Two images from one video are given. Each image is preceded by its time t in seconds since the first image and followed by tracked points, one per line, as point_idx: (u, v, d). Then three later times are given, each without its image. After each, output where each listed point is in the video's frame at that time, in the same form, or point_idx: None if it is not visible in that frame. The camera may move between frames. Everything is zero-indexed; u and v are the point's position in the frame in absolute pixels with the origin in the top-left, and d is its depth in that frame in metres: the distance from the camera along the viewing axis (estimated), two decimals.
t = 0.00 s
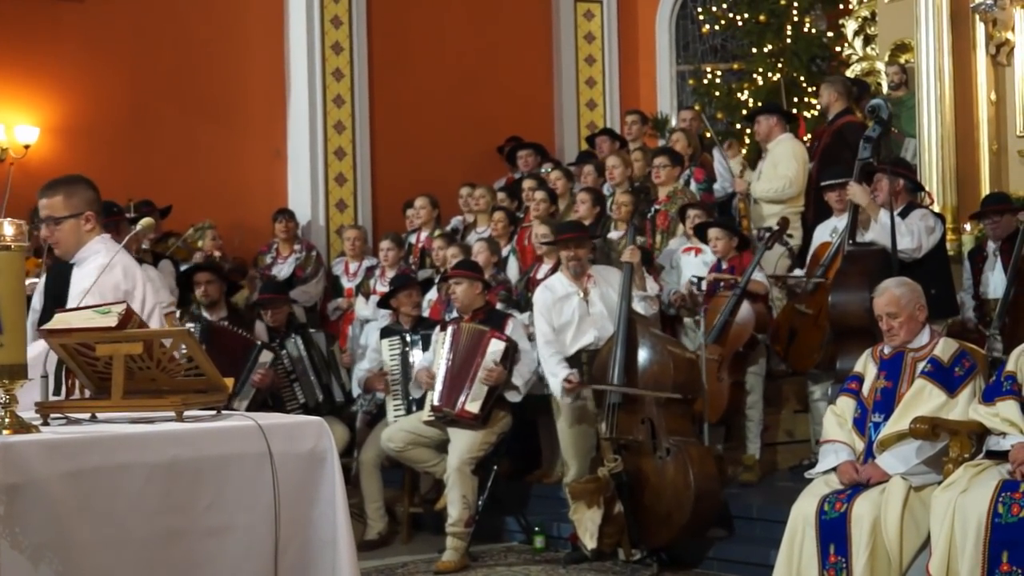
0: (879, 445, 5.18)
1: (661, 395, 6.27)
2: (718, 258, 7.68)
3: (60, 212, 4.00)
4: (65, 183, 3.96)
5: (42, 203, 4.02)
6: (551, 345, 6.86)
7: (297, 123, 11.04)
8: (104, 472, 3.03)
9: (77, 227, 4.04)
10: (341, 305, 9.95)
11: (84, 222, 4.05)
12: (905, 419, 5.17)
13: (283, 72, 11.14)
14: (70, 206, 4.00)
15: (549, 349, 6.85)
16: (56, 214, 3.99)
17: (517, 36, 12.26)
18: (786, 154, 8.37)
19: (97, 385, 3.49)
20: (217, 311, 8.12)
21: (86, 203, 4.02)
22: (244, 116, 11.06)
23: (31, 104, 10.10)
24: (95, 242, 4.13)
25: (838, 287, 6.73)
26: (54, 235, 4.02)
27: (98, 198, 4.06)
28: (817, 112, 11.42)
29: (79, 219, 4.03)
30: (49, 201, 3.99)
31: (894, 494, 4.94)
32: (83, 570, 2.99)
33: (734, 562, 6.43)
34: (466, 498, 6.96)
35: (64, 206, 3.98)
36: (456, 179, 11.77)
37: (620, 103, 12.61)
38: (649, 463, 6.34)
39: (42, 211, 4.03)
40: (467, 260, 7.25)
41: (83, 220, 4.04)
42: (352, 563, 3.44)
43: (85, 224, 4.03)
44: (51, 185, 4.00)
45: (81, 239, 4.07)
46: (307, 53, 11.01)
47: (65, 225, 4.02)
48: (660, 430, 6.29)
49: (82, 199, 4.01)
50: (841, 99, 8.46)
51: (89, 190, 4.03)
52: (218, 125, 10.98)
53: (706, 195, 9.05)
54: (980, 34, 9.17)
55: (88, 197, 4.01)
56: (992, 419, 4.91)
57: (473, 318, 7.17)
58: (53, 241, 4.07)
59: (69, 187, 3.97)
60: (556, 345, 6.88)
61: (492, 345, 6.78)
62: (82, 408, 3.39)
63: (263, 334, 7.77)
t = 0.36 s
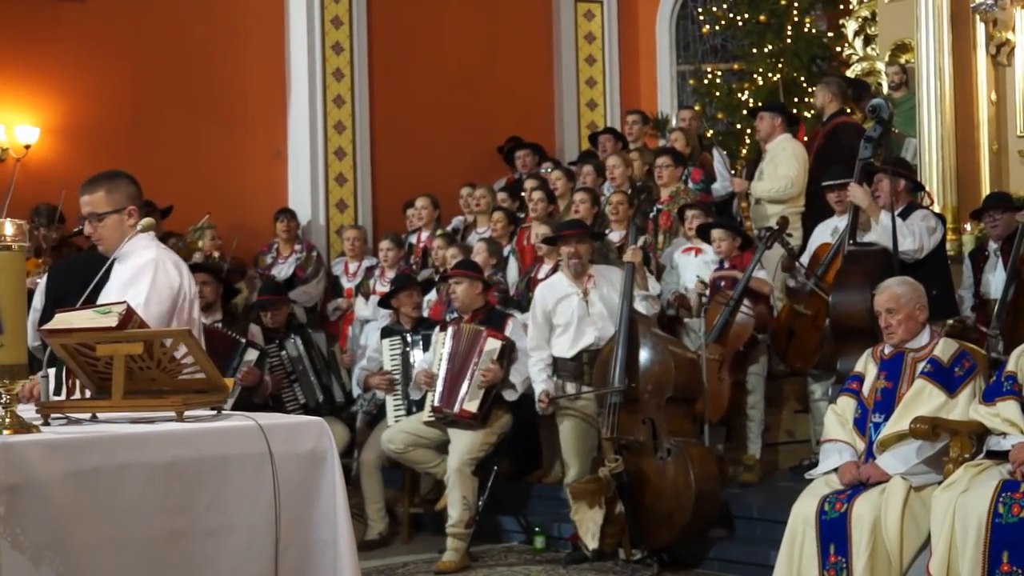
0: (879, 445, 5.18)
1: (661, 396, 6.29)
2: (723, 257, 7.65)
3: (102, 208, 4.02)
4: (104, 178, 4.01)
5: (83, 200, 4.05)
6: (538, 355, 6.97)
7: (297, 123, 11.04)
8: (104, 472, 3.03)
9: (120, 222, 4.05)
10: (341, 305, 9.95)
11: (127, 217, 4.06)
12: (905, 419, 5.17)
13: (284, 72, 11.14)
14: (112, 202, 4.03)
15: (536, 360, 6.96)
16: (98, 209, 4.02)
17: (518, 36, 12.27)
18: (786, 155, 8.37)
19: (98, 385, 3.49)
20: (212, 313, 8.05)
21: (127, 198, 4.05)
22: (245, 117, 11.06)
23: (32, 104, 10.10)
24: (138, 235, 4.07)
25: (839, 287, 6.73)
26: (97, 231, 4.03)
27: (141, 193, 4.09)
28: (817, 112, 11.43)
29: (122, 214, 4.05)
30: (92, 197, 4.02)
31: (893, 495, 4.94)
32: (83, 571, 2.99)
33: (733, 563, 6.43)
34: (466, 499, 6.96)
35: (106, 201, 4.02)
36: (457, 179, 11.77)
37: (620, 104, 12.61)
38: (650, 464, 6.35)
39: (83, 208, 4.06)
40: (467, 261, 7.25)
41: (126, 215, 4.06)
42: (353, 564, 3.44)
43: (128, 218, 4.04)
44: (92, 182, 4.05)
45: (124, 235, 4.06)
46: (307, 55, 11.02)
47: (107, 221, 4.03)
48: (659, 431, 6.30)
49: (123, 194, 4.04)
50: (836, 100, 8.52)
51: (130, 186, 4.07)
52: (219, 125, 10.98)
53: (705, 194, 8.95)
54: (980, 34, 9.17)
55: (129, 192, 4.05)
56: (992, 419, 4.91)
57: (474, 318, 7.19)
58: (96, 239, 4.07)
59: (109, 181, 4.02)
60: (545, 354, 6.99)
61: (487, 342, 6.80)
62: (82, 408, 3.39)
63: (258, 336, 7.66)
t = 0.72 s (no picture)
0: (878, 445, 5.18)
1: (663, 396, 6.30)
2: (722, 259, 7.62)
3: (128, 207, 4.03)
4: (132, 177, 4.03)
5: (110, 198, 4.07)
6: (551, 349, 6.90)
7: (297, 123, 11.04)
8: (103, 472, 3.03)
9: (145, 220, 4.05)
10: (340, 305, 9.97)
11: (154, 215, 4.07)
12: (905, 419, 5.17)
13: (284, 72, 11.15)
14: (138, 201, 4.04)
15: (548, 353, 6.89)
16: (125, 208, 4.03)
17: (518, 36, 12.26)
18: (786, 154, 8.37)
19: (97, 386, 3.49)
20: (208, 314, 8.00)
21: (153, 196, 4.07)
22: (245, 117, 11.06)
23: (32, 104, 10.09)
24: (167, 236, 4.09)
25: (840, 287, 6.74)
26: (122, 228, 4.05)
27: (168, 191, 4.11)
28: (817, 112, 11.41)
29: (148, 212, 4.05)
30: (118, 195, 4.04)
31: (893, 495, 4.94)
32: (83, 570, 2.99)
33: (732, 562, 6.44)
34: (466, 499, 6.96)
35: (132, 199, 4.03)
36: (457, 179, 11.76)
37: (620, 104, 12.60)
38: (651, 464, 6.35)
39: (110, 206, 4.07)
40: (467, 260, 7.25)
41: (152, 214, 4.06)
42: (353, 563, 3.44)
43: (153, 216, 4.04)
44: (120, 180, 4.07)
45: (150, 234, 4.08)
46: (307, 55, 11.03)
47: (133, 219, 4.04)
48: (661, 430, 6.29)
49: (149, 191, 4.07)
50: (829, 101, 8.43)
51: (156, 184, 4.08)
52: (219, 126, 10.98)
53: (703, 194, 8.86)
54: (980, 34, 9.17)
55: (155, 190, 4.07)
56: (992, 419, 4.91)
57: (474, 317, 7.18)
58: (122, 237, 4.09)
59: (136, 179, 4.04)
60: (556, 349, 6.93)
61: (483, 342, 6.79)
62: (82, 408, 3.38)
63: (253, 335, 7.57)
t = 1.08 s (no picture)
0: (877, 445, 5.19)
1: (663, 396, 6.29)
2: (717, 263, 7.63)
3: (128, 205, 4.02)
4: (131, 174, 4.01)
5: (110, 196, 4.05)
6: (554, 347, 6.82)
7: (296, 123, 11.04)
8: (103, 472, 3.03)
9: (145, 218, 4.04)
10: (340, 305, 10.03)
11: (153, 213, 4.06)
12: (904, 419, 5.18)
13: (284, 72, 11.15)
14: (137, 199, 4.03)
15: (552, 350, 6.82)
16: (124, 206, 4.02)
17: (517, 36, 12.25)
18: (786, 154, 8.38)
19: (96, 385, 3.49)
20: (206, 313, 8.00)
21: (154, 194, 4.05)
22: (244, 116, 11.06)
23: (31, 104, 10.09)
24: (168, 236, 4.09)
25: (838, 286, 6.74)
26: (122, 227, 4.04)
27: (167, 188, 4.10)
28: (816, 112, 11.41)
29: (147, 211, 4.04)
30: (117, 194, 4.03)
31: (892, 494, 4.94)
32: (82, 570, 2.99)
33: (731, 562, 6.44)
34: (466, 498, 6.96)
35: (131, 197, 4.02)
36: (456, 178, 11.77)
37: (619, 104, 12.61)
38: (651, 464, 6.35)
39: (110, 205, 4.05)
40: (467, 260, 7.25)
41: (152, 212, 4.05)
42: (352, 563, 3.45)
43: (153, 215, 4.04)
44: (118, 178, 4.05)
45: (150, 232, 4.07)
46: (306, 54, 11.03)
47: (133, 217, 4.03)
48: (660, 430, 6.30)
49: (149, 189, 4.05)
50: (828, 101, 8.48)
51: (156, 181, 4.07)
52: (218, 125, 10.98)
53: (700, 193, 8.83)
54: (980, 34, 9.18)
55: (155, 187, 4.05)
56: (992, 419, 4.91)
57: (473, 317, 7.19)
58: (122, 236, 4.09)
59: (135, 176, 4.03)
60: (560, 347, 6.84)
61: (481, 341, 6.80)
62: (81, 408, 3.39)
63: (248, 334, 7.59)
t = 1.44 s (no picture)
0: (877, 445, 5.19)
1: (663, 396, 6.30)
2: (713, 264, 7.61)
3: (114, 208, 4.00)
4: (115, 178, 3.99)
5: (95, 201, 4.03)
6: (534, 352, 6.93)
7: (296, 123, 11.04)
8: (103, 472, 3.03)
9: (133, 220, 4.02)
10: (339, 304, 9.96)
11: (141, 215, 4.04)
12: (904, 419, 5.18)
13: (284, 73, 11.14)
14: (125, 201, 4.01)
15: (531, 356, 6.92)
16: (111, 209, 4.00)
17: (517, 35, 12.26)
18: (787, 155, 8.40)
19: (97, 385, 3.49)
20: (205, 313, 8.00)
21: (139, 195, 4.04)
22: (244, 117, 11.06)
23: (31, 104, 10.09)
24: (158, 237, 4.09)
25: (837, 286, 6.73)
26: (109, 229, 4.02)
27: (152, 190, 4.08)
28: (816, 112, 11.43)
29: (134, 212, 4.02)
30: (103, 197, 4.01)
31: (892, 494, 4.94)
32: (82, 570, 2.99)
33: (731, 561, 6.45)
34: (466, 498, 6.95)
35: (117, 200, 4.00)
36: (456, 178, 11.78)
37: (620, 104, 12.62)
38: (650, 464, 6.34)
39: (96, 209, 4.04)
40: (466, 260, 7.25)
41: (139, 213, 4.03)
42: (352, 563, 3.44)
43: (140, 216, 4.01)
44: (103, 182, 4.03)
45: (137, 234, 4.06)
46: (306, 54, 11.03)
47: (120, 220, 4.01)
48: (660, 430, 6.30)
49: (135, 191, 4.03)
50: (835, 99, 8.48)
51: (141, 183, 4.05)
52: (218, 126, 10.97)
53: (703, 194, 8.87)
54: (979, 34, 9.18)
55: (140, 188, 4.03)
56: (991, 419, 4.91)
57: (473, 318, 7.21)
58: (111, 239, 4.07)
59: (120, 178, 4.01)
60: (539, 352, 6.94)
61: (480, 339, 6.84)
62: (81, 408, 3.39)
63: (249, 334, 7.51)
